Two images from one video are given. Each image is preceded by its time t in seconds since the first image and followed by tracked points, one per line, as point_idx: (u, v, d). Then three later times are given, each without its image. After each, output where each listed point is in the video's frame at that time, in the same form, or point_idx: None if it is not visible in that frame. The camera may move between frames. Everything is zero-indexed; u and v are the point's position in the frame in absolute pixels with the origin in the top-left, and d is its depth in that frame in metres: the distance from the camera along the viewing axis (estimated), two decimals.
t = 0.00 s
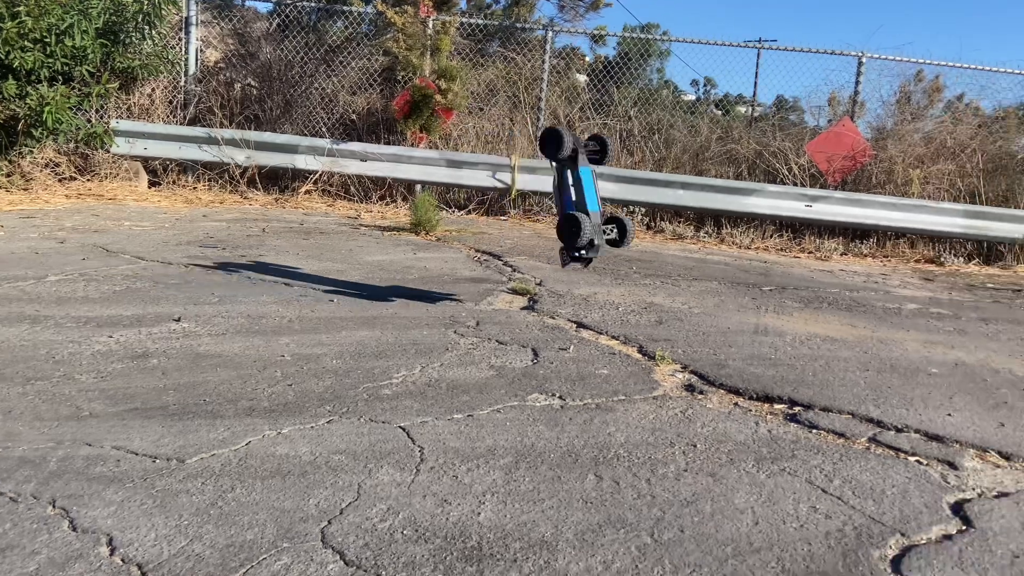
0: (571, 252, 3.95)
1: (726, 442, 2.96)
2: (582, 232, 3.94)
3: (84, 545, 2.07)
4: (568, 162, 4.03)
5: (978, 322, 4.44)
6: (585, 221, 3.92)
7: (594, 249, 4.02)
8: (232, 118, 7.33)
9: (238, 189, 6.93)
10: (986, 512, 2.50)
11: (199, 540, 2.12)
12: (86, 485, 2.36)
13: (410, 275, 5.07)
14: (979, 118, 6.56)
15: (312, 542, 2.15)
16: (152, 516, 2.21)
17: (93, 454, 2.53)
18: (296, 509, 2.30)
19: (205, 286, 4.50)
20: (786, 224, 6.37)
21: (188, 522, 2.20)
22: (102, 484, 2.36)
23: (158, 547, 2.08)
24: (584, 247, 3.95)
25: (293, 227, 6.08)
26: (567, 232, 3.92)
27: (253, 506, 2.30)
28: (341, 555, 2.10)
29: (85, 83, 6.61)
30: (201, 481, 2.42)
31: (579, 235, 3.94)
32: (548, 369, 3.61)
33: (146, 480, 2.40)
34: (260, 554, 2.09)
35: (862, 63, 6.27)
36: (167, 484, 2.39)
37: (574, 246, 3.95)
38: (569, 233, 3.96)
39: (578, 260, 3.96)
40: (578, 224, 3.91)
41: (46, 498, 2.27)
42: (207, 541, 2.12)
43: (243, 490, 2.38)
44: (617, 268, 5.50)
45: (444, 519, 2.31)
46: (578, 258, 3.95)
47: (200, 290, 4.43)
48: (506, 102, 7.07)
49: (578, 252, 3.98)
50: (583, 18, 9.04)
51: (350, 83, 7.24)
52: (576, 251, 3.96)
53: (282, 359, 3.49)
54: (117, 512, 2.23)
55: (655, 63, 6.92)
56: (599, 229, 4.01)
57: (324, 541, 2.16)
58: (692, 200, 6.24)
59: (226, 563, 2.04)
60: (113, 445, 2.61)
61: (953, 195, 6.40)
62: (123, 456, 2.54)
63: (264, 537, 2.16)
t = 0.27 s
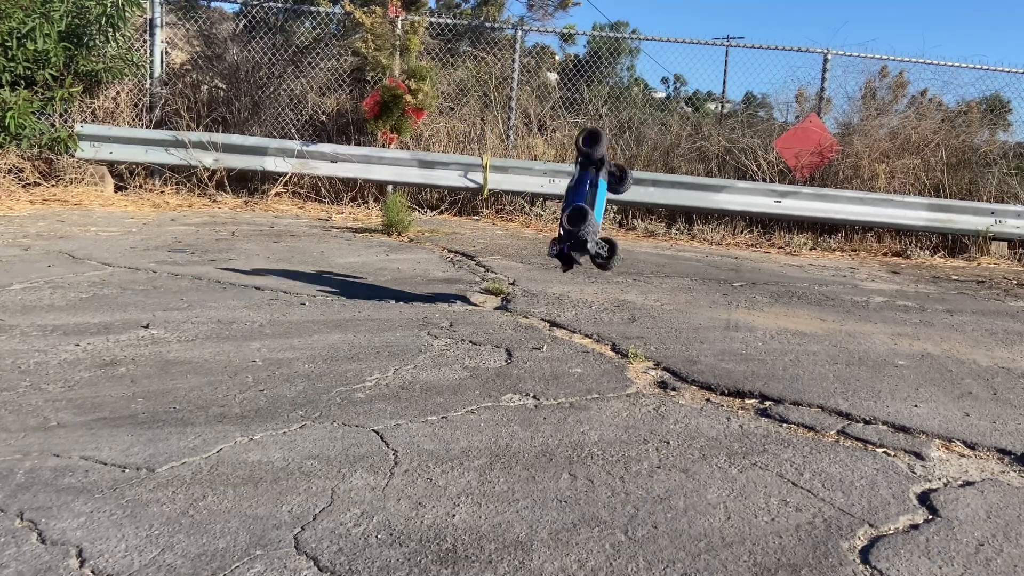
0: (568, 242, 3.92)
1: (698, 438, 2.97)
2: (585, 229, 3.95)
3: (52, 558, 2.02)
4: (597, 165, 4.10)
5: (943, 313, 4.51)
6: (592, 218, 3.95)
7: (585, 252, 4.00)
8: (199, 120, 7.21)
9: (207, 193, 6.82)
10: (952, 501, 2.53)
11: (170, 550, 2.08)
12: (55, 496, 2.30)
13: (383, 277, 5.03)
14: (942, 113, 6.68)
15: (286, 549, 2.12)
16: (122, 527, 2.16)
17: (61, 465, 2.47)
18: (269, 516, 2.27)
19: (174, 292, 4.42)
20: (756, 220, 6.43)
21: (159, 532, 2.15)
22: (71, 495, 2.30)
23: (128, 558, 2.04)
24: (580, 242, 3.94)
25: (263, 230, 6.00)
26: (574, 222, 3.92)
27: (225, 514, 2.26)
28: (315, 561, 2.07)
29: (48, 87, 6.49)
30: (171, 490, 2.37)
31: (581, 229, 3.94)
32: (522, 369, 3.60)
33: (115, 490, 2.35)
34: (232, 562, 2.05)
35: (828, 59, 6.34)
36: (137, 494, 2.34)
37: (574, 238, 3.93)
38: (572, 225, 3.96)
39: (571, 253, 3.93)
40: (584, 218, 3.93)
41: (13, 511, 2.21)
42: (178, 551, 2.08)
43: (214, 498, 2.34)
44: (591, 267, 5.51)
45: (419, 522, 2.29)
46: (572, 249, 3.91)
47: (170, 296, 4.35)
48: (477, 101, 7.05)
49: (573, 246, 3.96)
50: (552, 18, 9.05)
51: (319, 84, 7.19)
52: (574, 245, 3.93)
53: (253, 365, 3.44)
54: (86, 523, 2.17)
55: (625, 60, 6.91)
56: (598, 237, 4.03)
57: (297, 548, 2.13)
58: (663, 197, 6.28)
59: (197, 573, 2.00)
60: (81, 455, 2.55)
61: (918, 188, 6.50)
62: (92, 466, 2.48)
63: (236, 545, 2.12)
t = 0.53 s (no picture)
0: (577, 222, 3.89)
1: (675, 436, 2.98)
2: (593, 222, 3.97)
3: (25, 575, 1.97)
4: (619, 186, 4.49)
5: (914, 306, 4.58)
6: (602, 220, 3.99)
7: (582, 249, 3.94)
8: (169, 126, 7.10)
9: (178, 200, 6.72)
10: (924, 492, 2.56)
11: (146, 564, 2.04)
12: (27, 512, 2.24)
13: (359, 281, 4.99)
14: (909, 108, 6.78)
15: (264, 559, 2.09)
16: (97, 541, 2.12)
17: (33, 479, 2.42)
18: (247, 526, 2.23)
19: (147, 300, 4.35)
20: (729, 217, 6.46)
21: (135, 546, 2.11)
22: (43, 511, 2.25)
23: (103, 573, 2.00)
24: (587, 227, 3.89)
25: (236, 236, 5.93)
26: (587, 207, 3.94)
27: (201, 526, 2.22)
28: (294, 571, 2.04)
29: (12, 94, 6.34)
30: (146, 503, 2.33)
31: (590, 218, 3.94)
32: (500, 371, 3.58)
33: (90, 504, 2.30)
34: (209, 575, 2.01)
35: (796, 57, 6.41)
36: (112, 507, 2.29)
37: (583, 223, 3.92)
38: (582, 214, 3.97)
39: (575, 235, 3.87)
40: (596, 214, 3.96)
41: None
42: (154, 564, 2.04)
43: (191, 509, 2.30)
44: (567, 267, 5.51)
45: (398, 528, 2.27)
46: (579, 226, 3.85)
47: (143, 305, 4.28)
48: (450, 102, 7.02)
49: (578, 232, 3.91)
50: (524, 18, 9.06)
51: (290, 87, 7.12)
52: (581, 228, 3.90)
53: (228, 373, 3.39)
54: (60, 538, 2.12)
55: (598, 60, 6.93)
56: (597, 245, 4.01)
57: (276, 557, 2.10)
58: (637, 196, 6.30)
59: None
60: (54, 469, 2.49)
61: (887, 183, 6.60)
62: (65, 480, 2.42)
63: (213, 556, 2.08)
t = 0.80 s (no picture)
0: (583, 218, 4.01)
1: (657, 436, 2.98)
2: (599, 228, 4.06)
3: None
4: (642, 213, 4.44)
5: (889, 301, 4.63)
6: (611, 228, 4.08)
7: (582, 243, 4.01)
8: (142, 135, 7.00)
9: (153, 209, 6.63)
10: (903, 486, 2.59)
11: None
12: (3, 530, 2.19)
13: (338, 287, 4.95)
14: (880, 105, 6.87)
15: (246, 572, 2.06)
16: (76, 558, 2.08)
17: (8, 497, 2.37)
18: (228, 539, 2.20)
19: (123, 312, 4.29)
20: (706, 216, 6.50)
21: (114, 561, 2.08)
22: (20, 528, 2.21)
23: None
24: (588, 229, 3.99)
25: (212, 244, 5.86)
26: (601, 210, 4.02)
27: (181, 539, 2.19)
28: None
29: None
30: (126, 518, 2.29)
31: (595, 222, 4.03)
32: (481, 375, 3.57)
33: (68, 520, 2.26)
34: None
35: (768, 56, 6.46)
36: (90, 523, 2.25)
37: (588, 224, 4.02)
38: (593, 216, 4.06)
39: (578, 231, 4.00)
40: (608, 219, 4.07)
41: None
42: None
43: (171, 523, 2.26)
44: (546, 269, 5.51)
45: (382, 536, 2.25)
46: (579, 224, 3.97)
47: (119, 316, 4.22)
48: (426, 106, 7.00)
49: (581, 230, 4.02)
50: (498, 21, 9.06)
51: (264, 94, 7.05)
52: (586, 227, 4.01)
53: (206, 384, 3.34)
54: (38, 556, 2.08)
55: (573, 62, 6.91)
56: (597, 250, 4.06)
57: (258, 570, 2.07)
58: (614, 196, 6.31)
59: None
60: (30, 485, 2.44)
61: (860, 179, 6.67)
62: (42, 497, 2.38)
63: (194, 570, 2.05)
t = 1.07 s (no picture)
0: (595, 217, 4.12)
1: (642, 437, 2.99)
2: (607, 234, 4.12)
3: None
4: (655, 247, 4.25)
5: (867, 297, 4.68)
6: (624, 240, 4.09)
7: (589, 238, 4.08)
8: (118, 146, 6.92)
9: (130, 220, 6.57)
10: (885, 481, 2.61)
11: None
12: None
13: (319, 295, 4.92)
14: (854, 103, 6.96)
15: None
16: None
17: None
18: (212, 553, 2.17)
19: (102, 326, 4.23)
20: (685, 216, 6.55)
21: None
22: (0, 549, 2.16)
23: None
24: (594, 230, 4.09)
25: (191, 255, 5.81)
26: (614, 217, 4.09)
27: (165, 555, 2.16)
28: None
29: None
30: (108, 534, 2.25)
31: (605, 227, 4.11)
32: (465, 380, 3.56)
33: (49, 539, 2.22)
34: None
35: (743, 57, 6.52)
36: (72, 541, 2.21)
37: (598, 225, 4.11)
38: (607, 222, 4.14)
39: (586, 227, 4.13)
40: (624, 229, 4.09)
41: None
42: None
43: (154, 539, 2.23)
44: (528, 272, 5.51)
45: (368, 546, 2.23)
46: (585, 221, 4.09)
47: (97, 330, 4.16)
48: (404, 112, 6.98)
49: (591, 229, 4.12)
50: (474, 26, 9.08)
51: (241, 102, 7.00)
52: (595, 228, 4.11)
53: (188, 397, 3.30)
54: None
55: (551, 65, 7.01)
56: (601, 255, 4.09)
57: None
58: (594, 199, 6.33)
59: None
60: (10, 504, 2.40)
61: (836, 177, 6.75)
62: (22, 516, 2.34)
63: None
